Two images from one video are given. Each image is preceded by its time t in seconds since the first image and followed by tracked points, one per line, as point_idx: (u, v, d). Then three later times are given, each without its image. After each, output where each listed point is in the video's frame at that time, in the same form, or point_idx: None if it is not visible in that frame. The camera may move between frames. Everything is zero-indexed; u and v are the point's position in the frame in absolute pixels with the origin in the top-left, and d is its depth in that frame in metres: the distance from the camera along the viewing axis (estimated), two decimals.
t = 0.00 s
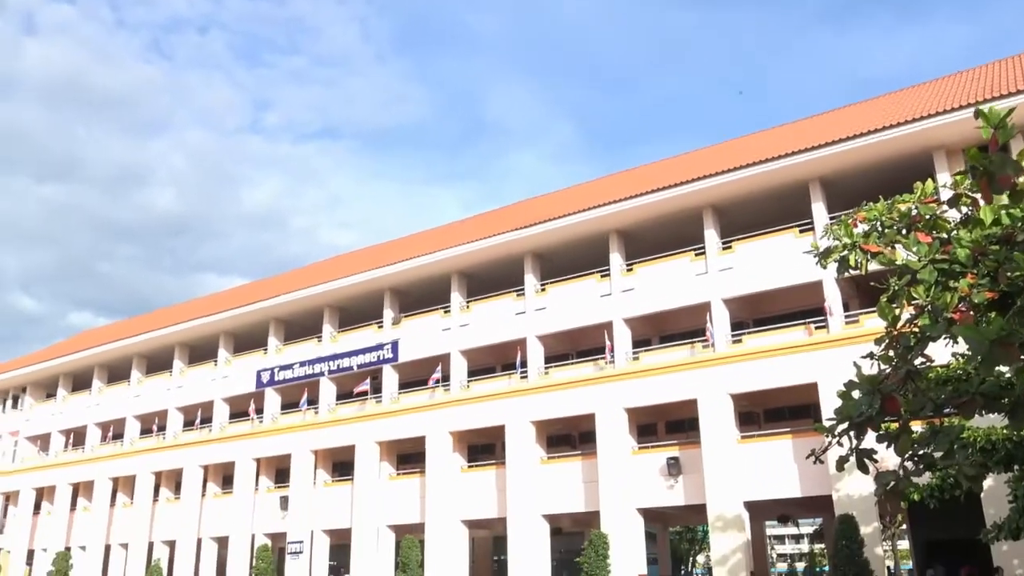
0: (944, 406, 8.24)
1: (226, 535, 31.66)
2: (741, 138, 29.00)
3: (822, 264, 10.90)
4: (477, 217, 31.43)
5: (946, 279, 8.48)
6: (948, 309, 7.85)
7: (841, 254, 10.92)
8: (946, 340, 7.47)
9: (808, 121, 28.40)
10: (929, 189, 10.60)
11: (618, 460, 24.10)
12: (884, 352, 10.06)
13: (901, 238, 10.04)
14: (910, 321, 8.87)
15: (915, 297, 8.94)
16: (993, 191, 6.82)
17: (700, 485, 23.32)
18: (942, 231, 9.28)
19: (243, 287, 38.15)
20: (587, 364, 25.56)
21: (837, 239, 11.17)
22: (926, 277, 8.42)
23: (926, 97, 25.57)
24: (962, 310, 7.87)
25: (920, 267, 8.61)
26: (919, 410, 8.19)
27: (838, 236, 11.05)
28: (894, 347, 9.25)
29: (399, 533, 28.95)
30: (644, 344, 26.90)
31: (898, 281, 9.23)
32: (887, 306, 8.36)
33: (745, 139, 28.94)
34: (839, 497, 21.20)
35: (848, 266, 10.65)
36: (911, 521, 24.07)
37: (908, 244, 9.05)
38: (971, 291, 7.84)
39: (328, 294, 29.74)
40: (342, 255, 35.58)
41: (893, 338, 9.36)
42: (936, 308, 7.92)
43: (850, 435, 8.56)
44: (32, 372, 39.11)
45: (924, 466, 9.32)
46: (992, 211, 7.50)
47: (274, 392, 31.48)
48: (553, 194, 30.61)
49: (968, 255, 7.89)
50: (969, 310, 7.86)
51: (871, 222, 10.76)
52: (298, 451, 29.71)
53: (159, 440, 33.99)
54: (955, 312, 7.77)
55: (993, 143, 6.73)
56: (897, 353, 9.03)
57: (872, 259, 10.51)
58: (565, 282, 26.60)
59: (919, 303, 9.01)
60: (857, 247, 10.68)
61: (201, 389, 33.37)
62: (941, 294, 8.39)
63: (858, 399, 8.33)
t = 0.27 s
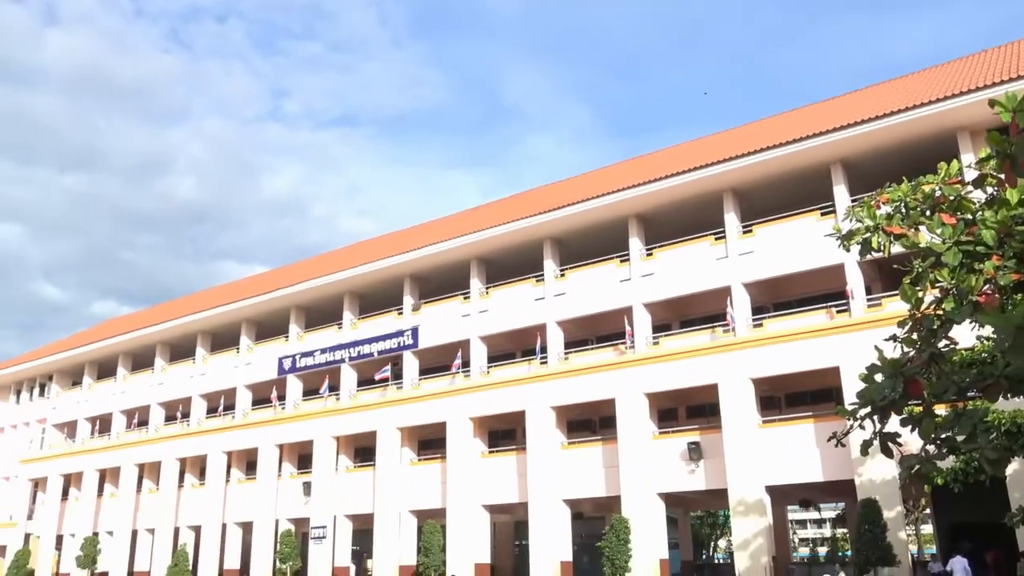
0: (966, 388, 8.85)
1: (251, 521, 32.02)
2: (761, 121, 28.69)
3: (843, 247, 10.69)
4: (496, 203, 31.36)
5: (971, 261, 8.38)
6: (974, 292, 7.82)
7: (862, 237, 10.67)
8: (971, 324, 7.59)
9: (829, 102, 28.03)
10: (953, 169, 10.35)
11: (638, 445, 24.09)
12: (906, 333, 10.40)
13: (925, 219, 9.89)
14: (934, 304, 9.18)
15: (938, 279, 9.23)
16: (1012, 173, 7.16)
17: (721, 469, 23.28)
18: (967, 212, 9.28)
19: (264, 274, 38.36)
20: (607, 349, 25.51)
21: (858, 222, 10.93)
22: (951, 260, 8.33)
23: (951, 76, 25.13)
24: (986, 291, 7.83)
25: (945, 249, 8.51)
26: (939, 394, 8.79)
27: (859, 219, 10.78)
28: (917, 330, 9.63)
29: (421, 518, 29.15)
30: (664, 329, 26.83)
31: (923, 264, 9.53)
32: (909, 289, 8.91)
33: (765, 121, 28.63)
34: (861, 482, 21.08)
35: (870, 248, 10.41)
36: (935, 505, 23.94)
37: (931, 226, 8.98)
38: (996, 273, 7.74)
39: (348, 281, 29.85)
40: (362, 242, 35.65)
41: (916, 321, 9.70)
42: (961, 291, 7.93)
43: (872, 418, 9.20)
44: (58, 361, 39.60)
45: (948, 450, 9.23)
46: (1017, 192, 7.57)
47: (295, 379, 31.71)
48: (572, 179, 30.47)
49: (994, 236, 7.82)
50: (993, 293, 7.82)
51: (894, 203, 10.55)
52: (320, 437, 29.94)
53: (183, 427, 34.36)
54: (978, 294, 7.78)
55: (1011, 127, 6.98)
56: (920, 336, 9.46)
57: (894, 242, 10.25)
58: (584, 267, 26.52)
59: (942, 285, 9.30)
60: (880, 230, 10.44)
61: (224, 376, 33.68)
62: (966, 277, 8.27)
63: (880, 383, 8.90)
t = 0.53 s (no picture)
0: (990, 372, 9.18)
1: (275, 504, 32.36)
2: (785, 103, 28.37)
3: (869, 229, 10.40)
4: (516, 188, 31.29)
5: (1000, 245, 8.74)
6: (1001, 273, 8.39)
7: (889, 219, 10.50)
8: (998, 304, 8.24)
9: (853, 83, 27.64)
10: (982, 150, 10.22)
11: (661, 430, 24.06)
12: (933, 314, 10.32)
13: (953, 200, 9.86)
14: (961, 288, 9.46)
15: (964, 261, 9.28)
16: None
17: (744, 454, 23.18)
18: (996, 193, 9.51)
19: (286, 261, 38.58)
20: (629, 334, 25.45)
21: (884, 204, 10.78)
22: (979, 243, 8.71)
23: (978, 55, 24.67)
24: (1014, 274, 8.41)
25: (974, 232, 8.89)
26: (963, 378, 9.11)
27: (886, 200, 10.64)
28: (944, 314, 9.55)
29: (443, 502, 29.32)
30: (686, 314, 26.74)
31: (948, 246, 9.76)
32: (937, 275, 9.20)
33: (788, 103, 28.31)
34: (885, 467, 20.93)
35: (897, 231, 10.32)
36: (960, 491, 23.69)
37: (959, 209, 9.28)
38: None
39: (369, 267, 29.95)
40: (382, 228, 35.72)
41: (943, 304, 9.62)
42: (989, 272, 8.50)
43: (898, 402, 9.54)
44: (86, 347, 40.12)
45: (974, 434, 9.40)
46: None
47: (318, 364, 31.93)
48: (593, 163, 30.32)
49: None
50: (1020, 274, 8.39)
51: (921, 184, 10.41)
52: (343, 422, 30.16)
53: (209, 412, 34.75)
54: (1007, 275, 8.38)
55: None
56: (948, 319, 9.37)
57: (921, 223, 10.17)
58: (606, 252, 26.42)
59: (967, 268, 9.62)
60: (906, 212, 10.33)
61: (248, 362, 33.99)
62: (994, 260, 8.63)
63: (906, 366, 9.24)
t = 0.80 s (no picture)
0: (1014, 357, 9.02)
1: (296, 489, 32.67)
2: (806, 85, 28.02)
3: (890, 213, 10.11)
4: (534, 173, 31.19)
5: None
6: None
7: (911, 202, 10.21)
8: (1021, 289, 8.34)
9: (876, 66, 27.21)
10: (1007, 131, 9.96)
11: (680, 415, 24.02)
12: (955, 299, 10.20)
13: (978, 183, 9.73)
14: (984, 272, 9.51)
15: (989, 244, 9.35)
16: None
17: (763, 440, 23.10)
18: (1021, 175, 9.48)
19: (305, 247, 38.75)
20: (648, 319, 25.38)
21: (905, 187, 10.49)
22: (1004, 226, 8.75)
23: (1004, 35, 24.21)
24: None
25: (999, 215, 8.92)
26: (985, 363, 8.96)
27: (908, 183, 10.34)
28: (966, 297, 9.61)
29: (462, 487, 29.48)
30: (706, 300, 26.66)
31: (974, 229, 9.54)
32: (960, 258, 9.12)
33: (810, 86, 27.95)
34: (906, 453, 20.79)
35: (920, 215, 10.07)
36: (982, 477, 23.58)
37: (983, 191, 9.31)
38: None
39: (388, 253, 30.03)
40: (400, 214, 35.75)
41: (966, 288, 9.64)
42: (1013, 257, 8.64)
43: (919, 387, 9.43)
44: (109, 332, 40.61)
45: (996, 420, 9.31)
46: None
47: (338, 350, 32.13)
48: (611, 148, 30.15)
49: None
50: None
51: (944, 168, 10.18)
52: (363, 407, 30.36)
53: (230, 397, 35.08)
54: None
55: None
56: (970, 303, 9.40)
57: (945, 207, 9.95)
58: (625, 237, 26.32)
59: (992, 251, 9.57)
60: (929, 196, 10.01)
61: (268, 347, 34.26)
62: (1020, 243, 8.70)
63: (928, 350, 9.11)
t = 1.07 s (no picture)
0: None
1: (317, 474, 32.96)
2: (829, 69, 27.65)
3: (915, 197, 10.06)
4: (553, 159, 31.08)
5: None
6: None
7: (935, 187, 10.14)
8: None
9: (900, 48, 26.78)
10: None
11: (699, 402, 23.96)
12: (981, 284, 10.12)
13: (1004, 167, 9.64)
14: (1011, 258, 9.35)
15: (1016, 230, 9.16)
16: None
17: (783, 427, 22.99)
18: None
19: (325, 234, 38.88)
20: (667, 306, 25.30)
21: (929, 171, 10.43)
22: None
23: None
24: None
25: None
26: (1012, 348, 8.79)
27: (932, 167, 10.25)
28: (992, 283, 9.45)
29: (481, 472, 29.61)
30: (726, 286, 26.56)
31: (1000, 213, 9.42)
32: (986, 242, 8.89)
33: (833, 69, 27.56)
34: (929, 440, 20.64)
35: (944, 199, 9.99)
36: (1006, 465, 23.35)
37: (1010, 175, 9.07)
38: None
39: (406, 240, 30.10)
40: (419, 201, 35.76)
41: (992, 275, 9.47)
42: None
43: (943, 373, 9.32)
44: (132, 320, 41.06)
45: (1022, 407, 9.21)
46: None
47: (358, 337, 32.30)
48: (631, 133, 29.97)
49: None
50: None
51: (970, 151, 10.07)
52: (383, 394, 30.52)
53: (252, 383, 35.38)
54: None
55: None
56: (995, 289, 9.28)
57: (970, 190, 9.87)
58: (644, 223, 26.21)
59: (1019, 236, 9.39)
60: (954, 179, 9.96)
61: (289, 334, 34.52)
62: None
63: (952, 335, 8.98)
